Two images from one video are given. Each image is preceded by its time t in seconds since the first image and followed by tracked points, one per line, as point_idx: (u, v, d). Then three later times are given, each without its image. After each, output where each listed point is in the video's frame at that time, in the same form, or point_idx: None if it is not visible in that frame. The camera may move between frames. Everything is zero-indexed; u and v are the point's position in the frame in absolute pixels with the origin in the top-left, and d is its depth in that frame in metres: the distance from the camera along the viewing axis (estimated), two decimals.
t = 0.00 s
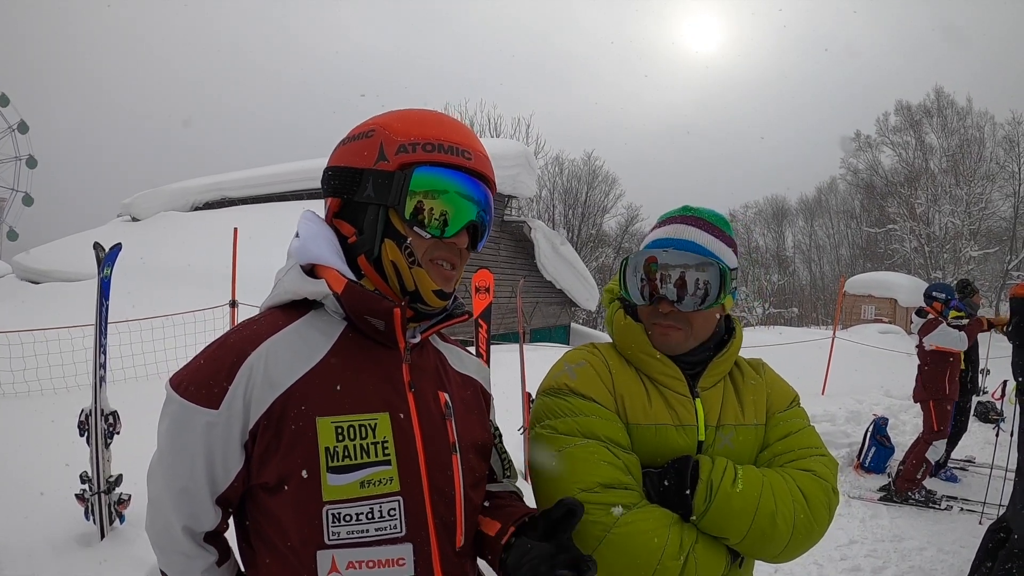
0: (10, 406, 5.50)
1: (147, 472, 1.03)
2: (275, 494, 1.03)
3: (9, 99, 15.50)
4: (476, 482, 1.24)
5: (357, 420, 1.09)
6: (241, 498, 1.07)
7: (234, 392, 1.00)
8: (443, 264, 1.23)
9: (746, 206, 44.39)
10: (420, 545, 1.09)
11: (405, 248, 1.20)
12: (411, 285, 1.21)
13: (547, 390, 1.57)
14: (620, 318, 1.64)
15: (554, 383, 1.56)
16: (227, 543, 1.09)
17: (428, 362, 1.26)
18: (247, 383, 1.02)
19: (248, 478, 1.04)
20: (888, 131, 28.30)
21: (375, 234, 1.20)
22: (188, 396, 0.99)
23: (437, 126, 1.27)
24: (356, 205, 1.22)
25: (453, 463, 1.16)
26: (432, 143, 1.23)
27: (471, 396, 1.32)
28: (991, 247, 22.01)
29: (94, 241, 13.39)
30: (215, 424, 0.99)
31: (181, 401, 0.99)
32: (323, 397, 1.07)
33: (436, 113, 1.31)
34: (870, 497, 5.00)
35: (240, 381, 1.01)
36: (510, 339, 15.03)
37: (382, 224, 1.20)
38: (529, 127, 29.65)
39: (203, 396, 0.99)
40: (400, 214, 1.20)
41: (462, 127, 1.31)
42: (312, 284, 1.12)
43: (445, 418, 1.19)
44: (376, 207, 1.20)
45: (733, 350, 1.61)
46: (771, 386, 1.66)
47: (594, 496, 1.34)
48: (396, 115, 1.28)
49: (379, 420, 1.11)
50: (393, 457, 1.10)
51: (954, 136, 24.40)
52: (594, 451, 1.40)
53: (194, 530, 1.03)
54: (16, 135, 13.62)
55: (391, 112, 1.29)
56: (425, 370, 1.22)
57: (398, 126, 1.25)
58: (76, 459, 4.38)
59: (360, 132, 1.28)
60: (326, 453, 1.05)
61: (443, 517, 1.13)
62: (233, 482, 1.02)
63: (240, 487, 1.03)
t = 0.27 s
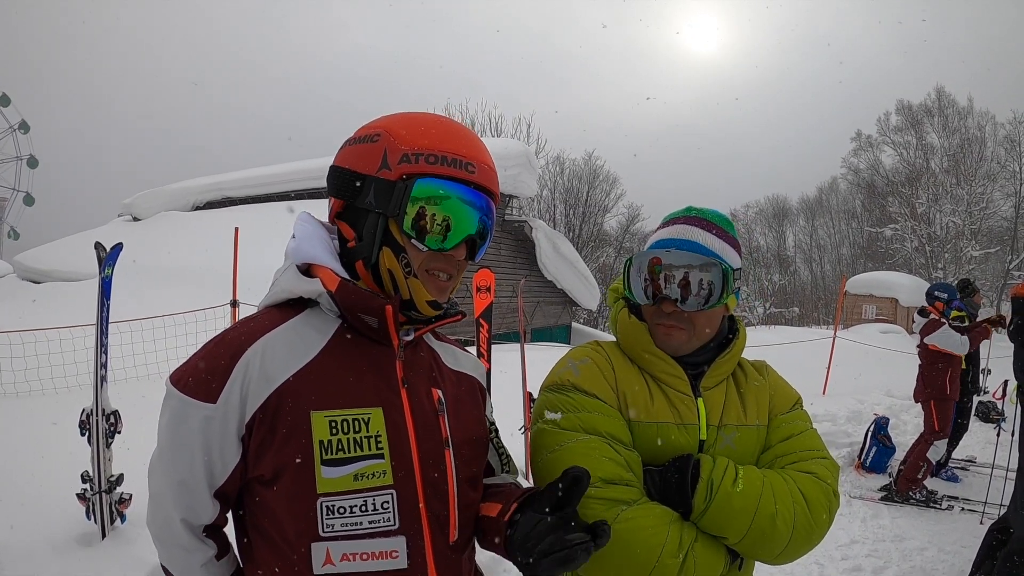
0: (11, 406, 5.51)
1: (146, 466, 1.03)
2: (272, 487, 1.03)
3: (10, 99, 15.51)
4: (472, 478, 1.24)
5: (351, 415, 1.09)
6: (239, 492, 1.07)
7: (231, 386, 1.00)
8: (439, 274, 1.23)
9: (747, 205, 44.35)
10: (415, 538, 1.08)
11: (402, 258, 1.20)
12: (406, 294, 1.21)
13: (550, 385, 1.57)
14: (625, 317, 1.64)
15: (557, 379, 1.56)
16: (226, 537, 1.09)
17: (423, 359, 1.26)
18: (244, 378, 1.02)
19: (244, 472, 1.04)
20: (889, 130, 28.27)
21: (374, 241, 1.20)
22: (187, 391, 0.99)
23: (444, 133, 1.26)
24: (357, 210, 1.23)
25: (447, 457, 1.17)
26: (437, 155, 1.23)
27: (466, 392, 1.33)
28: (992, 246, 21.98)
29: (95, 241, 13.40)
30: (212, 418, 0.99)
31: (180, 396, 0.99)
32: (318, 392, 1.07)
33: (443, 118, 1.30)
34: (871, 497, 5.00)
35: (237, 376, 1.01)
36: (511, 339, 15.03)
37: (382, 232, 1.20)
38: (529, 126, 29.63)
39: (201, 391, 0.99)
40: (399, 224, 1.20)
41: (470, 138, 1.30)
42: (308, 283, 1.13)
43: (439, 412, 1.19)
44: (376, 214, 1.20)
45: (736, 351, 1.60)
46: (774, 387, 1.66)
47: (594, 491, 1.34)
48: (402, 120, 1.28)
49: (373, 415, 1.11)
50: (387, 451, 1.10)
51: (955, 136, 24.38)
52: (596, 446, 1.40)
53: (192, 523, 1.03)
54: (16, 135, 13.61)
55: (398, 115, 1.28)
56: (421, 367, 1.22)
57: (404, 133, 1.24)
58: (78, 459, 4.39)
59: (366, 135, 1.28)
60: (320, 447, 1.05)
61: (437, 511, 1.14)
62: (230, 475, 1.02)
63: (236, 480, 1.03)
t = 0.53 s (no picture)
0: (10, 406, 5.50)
1: (140, 466, 1.03)
2: (265, 488, 1.03)
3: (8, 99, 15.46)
4: (467, 478, 1.24)
5: (345, 414, 1.09)
6: (232, 492, 1.06)
7: (224, 385, 1.00)
8: (436, 263, 1.23)
9: (746, 205, 44.37)
10: (408, 537, 1.09)
11: (397, 248, 1.20)
12: (403, 284, 1.21)
13: (550, 384, 1.57)
14: (625, 316, 1.64)
15: (557, 378, 1.56)
16: (220, 537, 1.09)
17: (418, 357, 1.26)
18: (237, 377, 1.02)
19: (238, 472, 1.04)
20: (888, 130, 28.30)
21: (367, 234, 1.20)
22: (180, 390, 0.99)
23: (430, 125, 1.26)
24: (347, 206, 1.22)
25: (442, 458, 1.17)
26: (425, 144, 1.23)
27: (461, 391, 1.33)
28: (991, 246, 22.02)
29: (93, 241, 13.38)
30: (205, 417, 0.99)
31: (172, 395, 0.99)
32: (312, 392, 1.07)
33: (428, 111, 1.30)
34: (869, 496, 5.01)
35: (231, 375, 1.01)
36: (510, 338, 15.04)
37: (374, 224, 1.20)
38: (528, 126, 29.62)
39: (194, 390, 0.99)
40: (392, 216, 1.20)
41: (454, 126, 1.30)
42: (302, 281, 1.12)
43: (434, 412, 1.19)
44: (367, 207, 1.20)
45: (736, 349, 1.61)
46: (774, 387, 1.66)
47: (594, 490, 1.35)
48: (388, 114, 1.27)
49: (367, 415, 1.11)
50: (381, 451, 1.10)
51: (953, 136, 24.41)
52: (596, 445, 1.40)
53: (186, 523, 1.03)
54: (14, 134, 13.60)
55: (381, 110, 1.28)
56: (416, 366, 1.22)
57: (391, 126, 1.24)
58: (77, 459, 4.39)
59: (351, 131, 1.27)
60: (314, 447, 1.05)
61: (431, 511, 1.14)
62: (223, 475, 1.02)
63: (229, 480, 1.03)
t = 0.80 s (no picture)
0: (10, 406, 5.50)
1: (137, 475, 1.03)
2: (264, 498, 1.03)
3: (10, 99, 15.47)
4: (468, 485, 1.24)
5: (345, 423, 1.08)
6: (230, 502, 1.06)
7: (220, 394, 1.00)
8: (433, 249, 1.24)
9: (747, 206, 44.36)
10: (410, 547, 1.08)
11: (393, 237, 1.20)
12: (402, 274, 1.21)
13: (552, 385, 1.57)
14: (627, 318, 1.64)
15: (558, 380, 1.56)
16: (219, 546, 1.09)
17: (420, 359, 1.25)
18: (234, 383, 1.02)
19: (236, 481, 1.04)
20: (889, 132, 28.29)
21: (361, 226, 1.19)
22: (175, 399, 0.99)
23: (411, 114, 1.28)
24: (338, 200, 1.22)
25: (444, 464, 1.17)
26: (411, 131, 1.24)
27: (463, 394, 1.32)
28: (992, 248, 22.03)
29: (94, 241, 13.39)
30: (200, 427, 0.99)
31: (167, 405, 0.99)
32: (311, 399, 1.07)
33: (409, 105, 1.31)
34: (870, 498, 5.00)
35: (227, 383, 1.01)
36: (510, 340, 15.04)
37: (367, 216, 1.20)
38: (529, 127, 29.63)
39: (189, 399, 0.99)
40: (385, 203, 1.20)
41: (435, 114, 1.32)
42: (300, 284, 1.12)
43: (437, 417, 1.19)
44: (359, 199, 1.20)
45: (739, 351, 1.61)
46: (777, 388, 1.66)
47: (593, 490, 1.34)
48: (372, 110, 1.28)
49: (368, 422, 1.10)
50: (382, 459, 1.10)
51: (955, 138, 24.40)
52: (596, 445, 1.40)
53: (184, 533, 1.03)
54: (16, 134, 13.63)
55: (363, 108, 1.30)
56: (417, 368, 1.22)
57: (375, 119, 1.25)
58: (78, 459, 4.39)
59: (336, 129, 1.28)
60: (314, 456, 1.04)
61: (434, 519, 1.13)
62: (221, 485, 1.02)
63: (228, 490, 1.03)
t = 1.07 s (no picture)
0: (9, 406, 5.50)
1: (136, 475, 1.02)
2: (268, 497, 1.02)
3: (8, 98, 15.44)
4: (470, 484, 1.24)
5: (350, 421, 1.08)
6: (231, 502, 1.06)
7: (225, 391, 1.00)
8: (441, 257, 1.24)
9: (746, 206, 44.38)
10: (415, 546, 1.08)
11: (401, 242, 1.20)
12: (408, 281, 1.21)
13: (553, 381, 1.57)
14: (630, 314, 1.64)
15: (558, 376, 1.56)
16: (217, 548, 1.09)
17: (422, 359, 1.25)
18: (239, 380, 1.01)
19: (239, 481, 1.04)
20: (888, 132, 28.32)
21: (370, 228, 1.19)
22: (178, 397, 0.99)
23: (430, 118, 1.27)
24: (349, 200, 1.21)
25: (448, 463, 1.17)
26: (427, 135, 1.23)
27: (465, 394, 1.32)
28: (991, 248, 22.06)
29: (93, 241, 13.39)
30: (204, 425, 0.98)
31: (170, 402, 0.99)
32: (316, 397, 1.07)
33: (427, 105, 1.30)
34: (869, 498, 5.01)
35: (232, 381, 1.01)
36: (509, 339, 15.05)
37: (377, 218, 1.20)
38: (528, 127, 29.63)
39: (193, 397, 0.99)
40: (396, 208, 1.20)
41: (454, 118, 1.31)
42: (305, 280, 1.12)
43: (440, 417, 1.19)
44: (371, 201, 1.19)
45: (743, 350, 1.60)
46: (782, 389, 1.65)
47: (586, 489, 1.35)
48: (390, 108, 1.27)
49: (374, 421, 1.10)
50: (388, 458, 1.10)
51: (953, 137, 24.45)
52: (592, 444, 1.40)
53: (184, 536, 1.03)
54: (15, 134, 13.61)
55: (381, 104, 1.28)
56: (419, 368, 1.22)
57: (392, 118, 1.24)
58: (78, 459, 4.40)
59: (352, 125, 1.27)
60: (320, 455, 1.04)
61: (438, 519, 1.13)
62: (224, 484, 1.01)
63: (230, 489, 1.03)
